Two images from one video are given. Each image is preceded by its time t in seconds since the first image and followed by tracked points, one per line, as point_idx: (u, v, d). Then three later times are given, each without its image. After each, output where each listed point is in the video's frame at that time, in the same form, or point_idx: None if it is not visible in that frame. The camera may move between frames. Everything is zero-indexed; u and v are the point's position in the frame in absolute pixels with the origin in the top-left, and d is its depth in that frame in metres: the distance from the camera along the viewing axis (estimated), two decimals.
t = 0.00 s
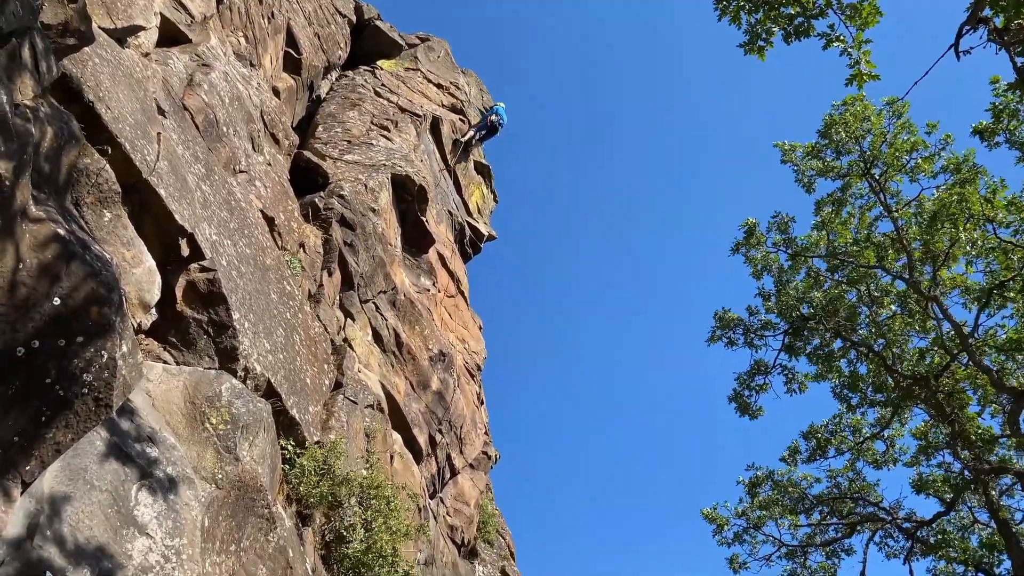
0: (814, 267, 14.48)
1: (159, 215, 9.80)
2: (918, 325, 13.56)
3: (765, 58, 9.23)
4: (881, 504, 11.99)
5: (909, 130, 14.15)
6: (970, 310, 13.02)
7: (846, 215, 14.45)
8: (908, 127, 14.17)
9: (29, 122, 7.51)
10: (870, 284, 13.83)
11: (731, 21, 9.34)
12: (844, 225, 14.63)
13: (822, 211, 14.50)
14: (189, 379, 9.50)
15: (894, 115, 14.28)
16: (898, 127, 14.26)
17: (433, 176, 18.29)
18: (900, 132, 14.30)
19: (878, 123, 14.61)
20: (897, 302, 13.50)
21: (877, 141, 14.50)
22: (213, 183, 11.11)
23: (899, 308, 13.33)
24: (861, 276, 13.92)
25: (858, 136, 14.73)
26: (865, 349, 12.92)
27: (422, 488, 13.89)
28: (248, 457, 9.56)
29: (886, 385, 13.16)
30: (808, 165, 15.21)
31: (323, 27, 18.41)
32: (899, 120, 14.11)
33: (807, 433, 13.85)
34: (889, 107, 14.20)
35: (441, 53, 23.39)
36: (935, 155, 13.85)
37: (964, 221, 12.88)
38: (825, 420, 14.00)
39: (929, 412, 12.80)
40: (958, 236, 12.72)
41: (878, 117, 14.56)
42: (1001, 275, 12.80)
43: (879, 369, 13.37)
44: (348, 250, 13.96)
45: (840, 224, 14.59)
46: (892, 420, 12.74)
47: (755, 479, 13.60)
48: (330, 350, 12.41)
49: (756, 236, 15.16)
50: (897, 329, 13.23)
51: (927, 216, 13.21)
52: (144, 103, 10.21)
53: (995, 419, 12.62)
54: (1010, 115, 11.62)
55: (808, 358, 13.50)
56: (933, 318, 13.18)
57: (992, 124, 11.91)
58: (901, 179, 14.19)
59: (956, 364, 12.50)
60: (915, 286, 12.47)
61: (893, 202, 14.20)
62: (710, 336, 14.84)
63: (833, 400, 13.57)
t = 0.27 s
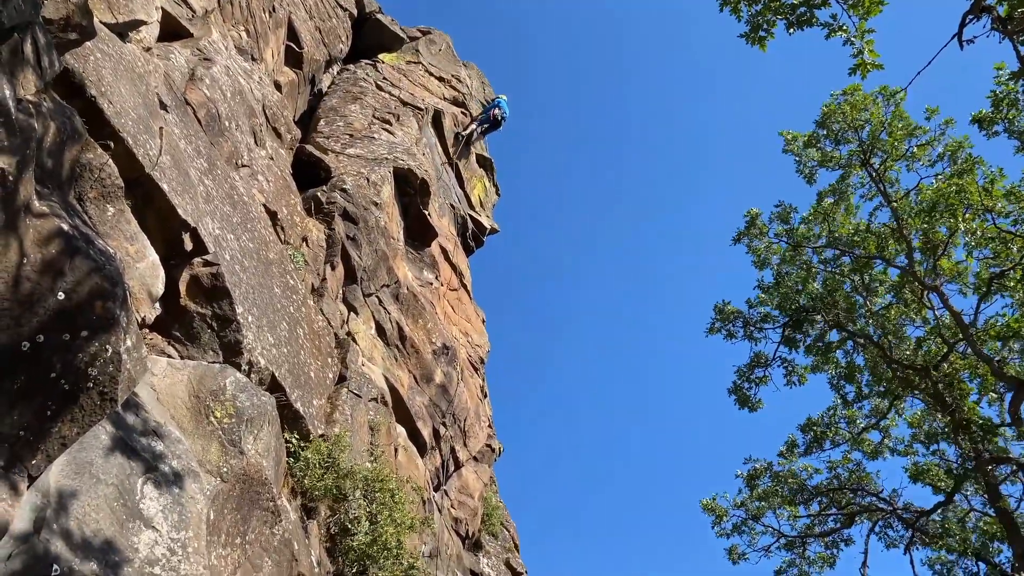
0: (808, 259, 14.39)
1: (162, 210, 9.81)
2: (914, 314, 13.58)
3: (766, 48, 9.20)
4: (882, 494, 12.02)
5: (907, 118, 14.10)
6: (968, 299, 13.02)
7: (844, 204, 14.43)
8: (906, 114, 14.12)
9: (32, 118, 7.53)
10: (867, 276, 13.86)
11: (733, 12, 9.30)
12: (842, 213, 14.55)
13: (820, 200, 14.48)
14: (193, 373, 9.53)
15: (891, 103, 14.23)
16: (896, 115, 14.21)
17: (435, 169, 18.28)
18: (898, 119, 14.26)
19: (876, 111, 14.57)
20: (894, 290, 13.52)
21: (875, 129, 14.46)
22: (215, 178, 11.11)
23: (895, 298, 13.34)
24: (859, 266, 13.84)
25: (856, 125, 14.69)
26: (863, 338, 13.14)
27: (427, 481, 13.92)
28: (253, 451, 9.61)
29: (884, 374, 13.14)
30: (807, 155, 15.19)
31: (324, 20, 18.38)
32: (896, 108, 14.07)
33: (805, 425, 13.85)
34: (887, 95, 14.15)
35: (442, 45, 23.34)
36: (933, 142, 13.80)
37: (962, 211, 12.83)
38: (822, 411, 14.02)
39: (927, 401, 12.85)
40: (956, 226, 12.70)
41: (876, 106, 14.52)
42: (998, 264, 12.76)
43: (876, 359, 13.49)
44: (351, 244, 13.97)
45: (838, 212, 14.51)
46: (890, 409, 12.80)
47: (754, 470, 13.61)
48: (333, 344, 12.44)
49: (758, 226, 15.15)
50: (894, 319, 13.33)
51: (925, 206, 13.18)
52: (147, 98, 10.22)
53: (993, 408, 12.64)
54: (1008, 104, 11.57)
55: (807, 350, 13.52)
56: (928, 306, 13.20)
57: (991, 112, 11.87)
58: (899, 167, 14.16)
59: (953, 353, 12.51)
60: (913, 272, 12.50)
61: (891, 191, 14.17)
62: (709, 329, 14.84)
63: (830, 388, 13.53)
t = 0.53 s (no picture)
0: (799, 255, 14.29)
1: (165, 204, 9.82)
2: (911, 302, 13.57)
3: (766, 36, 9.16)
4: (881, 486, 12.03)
5: (899, 107, 14.06)
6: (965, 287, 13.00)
7: (838, 195, 14.39)
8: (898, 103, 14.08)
9: (35, 113, 7.54)
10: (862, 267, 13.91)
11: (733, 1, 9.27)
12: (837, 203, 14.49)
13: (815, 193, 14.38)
14: (198, 366, 9.55)
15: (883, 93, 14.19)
16: (888, 105, 14.17)
17: (438, 163, 18.29)
18: (890, 109, 14.22)
19: (868, 102, 14.53)
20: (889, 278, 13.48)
21: (868, 120, 14.43)
22: (218, 172, 11.12)
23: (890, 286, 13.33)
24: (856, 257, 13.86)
25: (849, 116, 14.65)
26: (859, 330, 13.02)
27: (431, 474, 13.95)
28: (258, 444, 9.63)
29: (880, 366, 13.14)
30: (800, 149, 15.16)
31: (326, 14, 18.37)
32: (888, 98, 14.03)
33: (802, 417, 13.85)
34: (879, 86, 14.10)
35: (444, 39, 23.32)
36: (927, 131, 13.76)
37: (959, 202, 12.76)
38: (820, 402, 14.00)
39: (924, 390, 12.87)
40: (953, 217, 12.67)
41: (867, 96, 14.48)
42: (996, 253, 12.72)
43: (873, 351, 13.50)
44: (353, 238, 13.98)
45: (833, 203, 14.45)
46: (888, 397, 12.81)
47: (752, 464, 13.61)
48: (337, 338, 12.46)
49: (755, 220, 15.12)
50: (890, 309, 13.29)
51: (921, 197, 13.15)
52: (149, 92, 10.22)
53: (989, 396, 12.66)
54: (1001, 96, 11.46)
55: (805, 343, 13.53)
56: (924, 294, 13.19)
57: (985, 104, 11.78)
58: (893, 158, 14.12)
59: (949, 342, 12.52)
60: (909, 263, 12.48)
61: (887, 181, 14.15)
62: (708, 326, 14.84)
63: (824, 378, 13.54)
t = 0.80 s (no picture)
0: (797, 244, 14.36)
1: (168, 199, 9.82)
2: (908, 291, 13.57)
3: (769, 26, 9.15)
4: (880, 477, 12.04)
5: (891, 96, 14.06)
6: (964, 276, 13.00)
7: (833, 186, 14.39)
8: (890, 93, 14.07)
9: (37, 107, 7.54)
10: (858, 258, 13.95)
11: None
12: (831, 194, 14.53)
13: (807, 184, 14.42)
14: (201, 360, 9.54)
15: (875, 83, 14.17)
16: (880, 94, 14.15)
17: (440, 157, 18.29)
18: (882, 98, 14.20)
19: (860, 92, 14.51)
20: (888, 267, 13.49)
21: (861, 110, 14.41)
22: (220, 166, 11.12)
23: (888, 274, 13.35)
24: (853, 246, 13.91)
25: (841, 107, 14.64)
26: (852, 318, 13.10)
27: (435, 468, 13.96)
28: (262, 437, 9.62)
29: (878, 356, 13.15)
30: (792, 141, 15.14)
31: (327, 9, 18.37)
32: (880, 88, 14.02)
33: (797, 408, 13.83)
34: (870, 76, 14.09)
35: (445, 34, 23.31)
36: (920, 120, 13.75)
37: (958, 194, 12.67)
38: (819, 395, 13.98)
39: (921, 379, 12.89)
40: (952, 208, 12.67)
41: (859, 86, 14.46)
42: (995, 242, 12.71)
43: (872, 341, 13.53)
44: (356, 233, 13.97)
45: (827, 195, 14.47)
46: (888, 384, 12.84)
47: (751, 457, 13.59)
48: (340, 332, 12.45)
49: (746, 214, 15.11)
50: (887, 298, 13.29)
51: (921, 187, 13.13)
52: (150, 87, 10.22)
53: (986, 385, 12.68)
54: (998, 86, 11.49)
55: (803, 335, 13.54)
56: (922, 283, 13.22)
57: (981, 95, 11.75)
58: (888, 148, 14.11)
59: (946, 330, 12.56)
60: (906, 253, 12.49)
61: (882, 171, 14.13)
62: (707, 319, 14.82)
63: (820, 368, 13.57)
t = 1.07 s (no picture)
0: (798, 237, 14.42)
1: (171, 196, 9.81)
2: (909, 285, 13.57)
3: (774, 20, 9.12)
4: (882, 472, 12.04)
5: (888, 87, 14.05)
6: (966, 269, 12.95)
7: (831, 179, 14.36)
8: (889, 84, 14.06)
9: (40, 104, 7.54)
10: (857, 249, 13.94)
11: None
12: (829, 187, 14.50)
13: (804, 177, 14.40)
14: (205, 357, 9.53)
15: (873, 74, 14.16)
16: (877, 85, 14.15)
17: (442, 154, 18.28)
18: (881, 89, 14.19)
19: (859, 83, 14.50)
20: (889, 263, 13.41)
21: (860, 101, 14.40)
22: (223, 163, 11.12)
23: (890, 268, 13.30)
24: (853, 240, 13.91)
25: (839, 97, 14.64)
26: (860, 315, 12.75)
27: (438, 464, 13.95)
28: (265, 434, 9.61)
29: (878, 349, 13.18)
30: (787, 129, 15.14)
31: (328, 7, 18.36)
32: (878, 79, 14.01)
33: (796, 403, 13.81)
34: (869, 66, 14.08)
35: (446, 31, 23.29)
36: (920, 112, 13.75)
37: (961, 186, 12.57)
38: (818, 389, 13.98)
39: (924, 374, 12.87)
40: (954, 201, 12.65)
41: (857, 77, 14.46)
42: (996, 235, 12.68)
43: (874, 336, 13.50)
44: (358, 230, 13.97)
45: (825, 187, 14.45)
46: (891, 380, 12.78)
47: (754, 451, 13.58)
48: (343, 329, 12.45)
49: (742, 208, 15.10)
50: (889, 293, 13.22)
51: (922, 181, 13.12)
52: (153, 84, 10.22)
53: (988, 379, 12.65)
54: (1002, 79, 11.48)
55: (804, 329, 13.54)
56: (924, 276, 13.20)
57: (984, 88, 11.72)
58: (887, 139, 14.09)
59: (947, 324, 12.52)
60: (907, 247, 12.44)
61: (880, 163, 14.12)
62: (708, 311, 14.79)
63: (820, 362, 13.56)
